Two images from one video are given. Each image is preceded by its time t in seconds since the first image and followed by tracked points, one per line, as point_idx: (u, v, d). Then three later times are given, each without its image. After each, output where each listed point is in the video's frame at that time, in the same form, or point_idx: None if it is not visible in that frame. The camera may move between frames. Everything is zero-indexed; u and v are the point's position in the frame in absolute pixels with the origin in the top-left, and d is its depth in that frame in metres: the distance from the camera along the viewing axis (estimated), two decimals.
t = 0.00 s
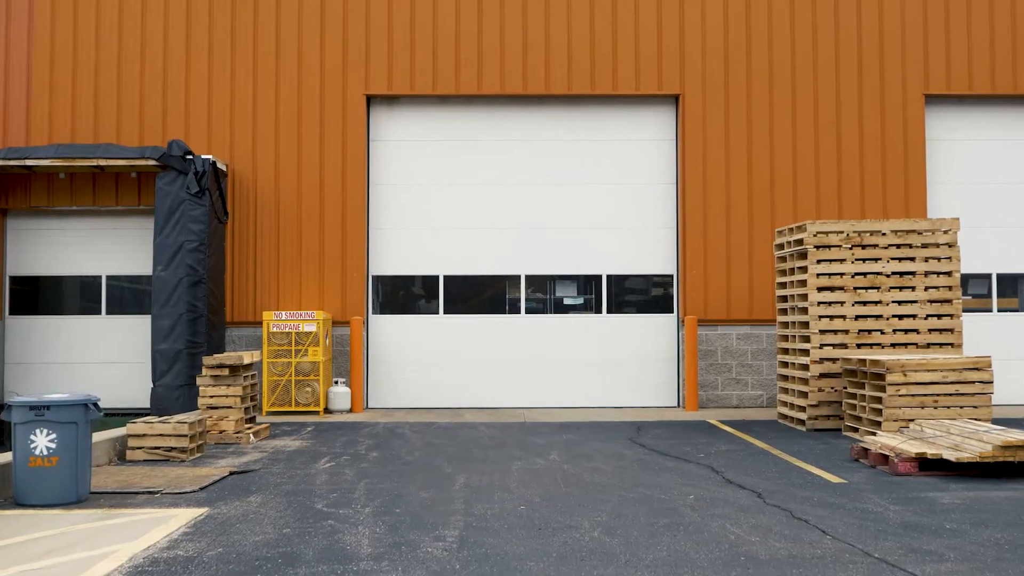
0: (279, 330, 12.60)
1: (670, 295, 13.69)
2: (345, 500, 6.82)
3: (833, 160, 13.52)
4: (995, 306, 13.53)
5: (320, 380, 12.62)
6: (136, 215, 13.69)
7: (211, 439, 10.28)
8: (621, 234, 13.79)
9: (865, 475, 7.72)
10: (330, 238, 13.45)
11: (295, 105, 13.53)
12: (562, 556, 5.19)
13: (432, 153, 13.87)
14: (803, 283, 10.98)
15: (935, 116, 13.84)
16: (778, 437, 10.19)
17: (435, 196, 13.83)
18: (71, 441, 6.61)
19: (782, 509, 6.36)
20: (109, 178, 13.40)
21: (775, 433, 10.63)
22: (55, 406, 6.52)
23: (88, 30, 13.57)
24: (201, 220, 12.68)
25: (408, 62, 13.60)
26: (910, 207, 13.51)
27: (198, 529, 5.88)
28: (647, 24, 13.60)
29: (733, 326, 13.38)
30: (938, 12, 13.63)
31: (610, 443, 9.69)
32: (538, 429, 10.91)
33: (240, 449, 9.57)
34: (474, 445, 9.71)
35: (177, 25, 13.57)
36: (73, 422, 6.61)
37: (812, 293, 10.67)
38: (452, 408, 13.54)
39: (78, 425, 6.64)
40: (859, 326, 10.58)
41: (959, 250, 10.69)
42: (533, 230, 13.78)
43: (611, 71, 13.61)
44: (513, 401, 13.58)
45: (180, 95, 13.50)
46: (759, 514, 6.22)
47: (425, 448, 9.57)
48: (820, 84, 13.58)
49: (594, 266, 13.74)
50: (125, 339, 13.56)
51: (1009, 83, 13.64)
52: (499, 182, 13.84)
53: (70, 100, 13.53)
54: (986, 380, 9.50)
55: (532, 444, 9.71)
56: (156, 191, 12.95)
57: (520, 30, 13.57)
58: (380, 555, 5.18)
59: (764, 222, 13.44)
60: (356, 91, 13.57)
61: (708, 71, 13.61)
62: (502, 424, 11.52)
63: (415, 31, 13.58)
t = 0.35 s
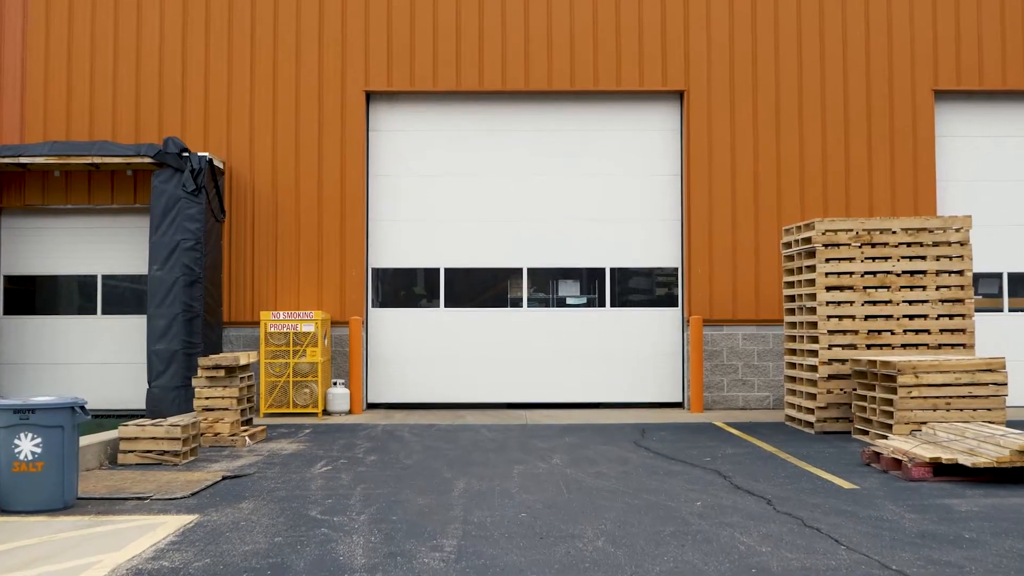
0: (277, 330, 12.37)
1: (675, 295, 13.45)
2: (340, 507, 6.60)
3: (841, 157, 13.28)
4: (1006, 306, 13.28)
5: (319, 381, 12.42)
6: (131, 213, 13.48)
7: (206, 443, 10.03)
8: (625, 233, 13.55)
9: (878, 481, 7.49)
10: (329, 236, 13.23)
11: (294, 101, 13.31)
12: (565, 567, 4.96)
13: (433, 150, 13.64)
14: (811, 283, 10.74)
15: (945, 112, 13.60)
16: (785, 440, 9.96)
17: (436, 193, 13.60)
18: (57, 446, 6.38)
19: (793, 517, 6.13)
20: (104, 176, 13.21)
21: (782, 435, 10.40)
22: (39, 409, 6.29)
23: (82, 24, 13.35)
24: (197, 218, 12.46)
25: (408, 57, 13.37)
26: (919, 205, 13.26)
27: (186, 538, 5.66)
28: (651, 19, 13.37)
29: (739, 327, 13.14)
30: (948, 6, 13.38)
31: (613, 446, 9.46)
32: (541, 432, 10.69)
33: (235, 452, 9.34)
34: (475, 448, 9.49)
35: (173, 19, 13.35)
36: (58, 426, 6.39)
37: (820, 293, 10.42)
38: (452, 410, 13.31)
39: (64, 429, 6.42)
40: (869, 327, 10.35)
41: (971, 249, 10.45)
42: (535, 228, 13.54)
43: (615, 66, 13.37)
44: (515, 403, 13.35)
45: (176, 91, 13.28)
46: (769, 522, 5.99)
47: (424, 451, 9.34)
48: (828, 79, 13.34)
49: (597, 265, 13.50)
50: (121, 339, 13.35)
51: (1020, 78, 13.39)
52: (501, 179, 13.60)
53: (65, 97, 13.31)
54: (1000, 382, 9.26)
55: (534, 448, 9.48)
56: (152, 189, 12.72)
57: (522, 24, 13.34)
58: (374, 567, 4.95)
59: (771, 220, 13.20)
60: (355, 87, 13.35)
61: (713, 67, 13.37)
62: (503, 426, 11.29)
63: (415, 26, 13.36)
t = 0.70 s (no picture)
0: (274, 332, 12.17)
1: (679, 295, 13.22)
2: (335, 515, 6.38)
3: (848, 154, 13.05)
4: (1016, 307, 13.05)
5: (317, 383, 12.22)
6: (127, 213, 13.28)
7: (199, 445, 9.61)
8: (629, 231, 13.33)
9: (889, 487, 7.26)
10: (328, 236, 13.02)
11: (291, 98, 13.11)
12: None
13: (433, 148, 13.43)
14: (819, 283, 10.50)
15: (954, 110, 13.37)
16: (793, 444, 9.73)
17: (435, 192, 13.38)
18: (41, 452, 6.17)
19: (803, 526, 5.91)
20: (99, 175, 13.01)
21: (789, 439, 10.17)
22: (23, 414, 6.07)
23: (77, 20, 13.14)
24: (193, 217, 12.26)
25: (408, 53, 13.15)
26: (928, 204, 13.03)
27: (173, 549, 5.45)
28: (655, 14, 13.14)
29: (744, 328, 12.92)
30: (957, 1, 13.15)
31: (617, 451, 9.25)
32: (542, 436, 10.47)
33: (230, 456, 9.13)
34: (475, 453, 9.27)
35: (169, 14, 13.14)
36: (42, 431, 6.17)
37: (829, 293, 10.19)
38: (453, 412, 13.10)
39: (48, 434, 6.20)
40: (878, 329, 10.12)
41: (982, 248, 10.22)
42: (537, 227, 13.32)
43: (618, 62, 13.15)
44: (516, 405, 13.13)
45: (172, 88, 13.08)
46: (779, 532, 5.76)
47: (423, 456, 9.11)
48: (835, 75, 13.12)
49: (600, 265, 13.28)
50: (116, 340, 13.14)
51: None
52: (501, 177, 13.39)
53: (59, 94, 13.11)
54: (1013, 385, 9.05)
55: (535, 452, 9.26)
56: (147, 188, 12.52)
57: (524, 19, 13.12)
58: None
59: (777, 218, 12.98)
60: (354, 84, 13.13)
61: (718, 64, 13.14)
62: (504, 429, 11.07)
63: (415, 21, 13.14)
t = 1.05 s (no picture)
0: (271, 333, 11.97)
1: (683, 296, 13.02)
2: (329, 523, 6.19)
3: (854, 151, 12.84)
4: None
5: (315, 385, 12.02)
6: (123, 211, 13.09)
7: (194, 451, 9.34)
8: (632, 230, 13.13)
9: (901, 494, 7.06)
10: (326, 235, 12.83)
11: (289, 95, 12.91)
12: None
13: (433, 146, 13.23)
14: (826, 283, 10.29)
15: (962, 107, 13.18)
16: (800, 448, 9.53)
17: (436, 191, 13.18)
18: (26, 458, 5.98)
19: (813, 535, 5.71)
20: (94, 173, 12.83)
21: (796, 442, 9.96)
22: (8, 419, 5.88)
23: (71, 17, 12.95)
24: (189, 216, 12.08)
25: (407, 50, 12.95)
26: (936, 203, 12.82)
27: (161, 560, 5.25)
28: (658, 11, 12.94)
29: (749, 329, 12.72)
30: None
31: (620, 455, 9.05)
32: (544, 439, 10.27)
33: (225, 460, 8.94)
34: (476, 457, 9.07)
35: (165, 10, 12.95)
36: (28, 437, 5.98)
37: (837, 293, 9.97)
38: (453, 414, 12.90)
39: (34, 440, 6.01)
40: (886, 330, 9.92)
41: (993, 247, 10.01)
42: (539, 226, 13.11)
43: (621, 58, 12.94)
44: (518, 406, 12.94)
45: (168, 84, 12.89)
46: (788, 542, 5.56)
47: (422, 460, 8.92)
48: (841, 72, 12.90)
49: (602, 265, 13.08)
50: (112, 341, 12.95)
51: None
52: (503, 175, 13.19)
53: (53, 92, 12.92)
54: None
55: (536, 456, 9.07)
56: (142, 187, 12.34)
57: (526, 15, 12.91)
58: None
59: (782, 217, 12.78)
60: (353, 81, 12.92)
61: (722, 61, 12.93)
62: (505, 431, 10.87)
63: (415, 18, 12.94)
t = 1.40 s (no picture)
0: (269, 333, 11.76)
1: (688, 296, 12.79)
2: (323, 530, 5.99)
3: (862, 148, 12.62)
4: None
5: (313, 387, 11.82)
6: (118, 210, 12.89)
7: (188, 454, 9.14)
8: (636, 230, 12.91)
9: (913, 499, 6.84)
10: (325, 233, 12.62)
11: (287, 92, 12.71)
12: None
13: (433, 144, 13.03)
14: (834, 283, 10.07)
15: (971, 103, 12.96)
16: (807, 451, 9.31)
17: (436, 189, 12.96)
18: (9, 463, 5.77)
19: (825, 544, 5.50)
20: (90, 172, 12.61)
21: (804, 446, 9.74)
22: None
23: (66, 12, 12.75)
24: (186, 215, 11.90)
25: (406, 45, 12.74)
26: (945, 201, 12.60)
27: (145, 570, 5.04)
28: (662, 5, 12.72)
29: (755, 330, 12.50)
30: None
31: (624, 459, 8.82)
32: (546, 442, 10.05)
33: (219, 464, 8.73)
34: (475, 460, 8.86)
35: (161, 5, 12.75)
36: (11, 441, 5.78)
37: (845, 293, 9.75)
38: (453, 416, 12.69)
39: (17, 444, 5.81)
40: (896, 330, 9.70)
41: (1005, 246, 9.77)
42: (541, 225, 12.90)
43: (625, 53, 12.73)
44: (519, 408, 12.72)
45: (165, 80, 12.69)
46: (799, 551, 5.35)
47: (420, 464, 8.70)
48: (849, 68, 12.68)
49: (605, 265, 12.84)
50: (105, 342, 12.75)
51: None
52: (504, 174, 12.98)
53: (48, 88, 12.72)
54: None
55: (538, 459, 8.86)
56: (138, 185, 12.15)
57: (528, 10, 12.70)
58: None
59: (788, 215, 12.56)
60: (352, 77, 12.72)
61: (727, 56, 12.72)
62: (506, 434, 10.67)
63: (415, 13, 12.73)
